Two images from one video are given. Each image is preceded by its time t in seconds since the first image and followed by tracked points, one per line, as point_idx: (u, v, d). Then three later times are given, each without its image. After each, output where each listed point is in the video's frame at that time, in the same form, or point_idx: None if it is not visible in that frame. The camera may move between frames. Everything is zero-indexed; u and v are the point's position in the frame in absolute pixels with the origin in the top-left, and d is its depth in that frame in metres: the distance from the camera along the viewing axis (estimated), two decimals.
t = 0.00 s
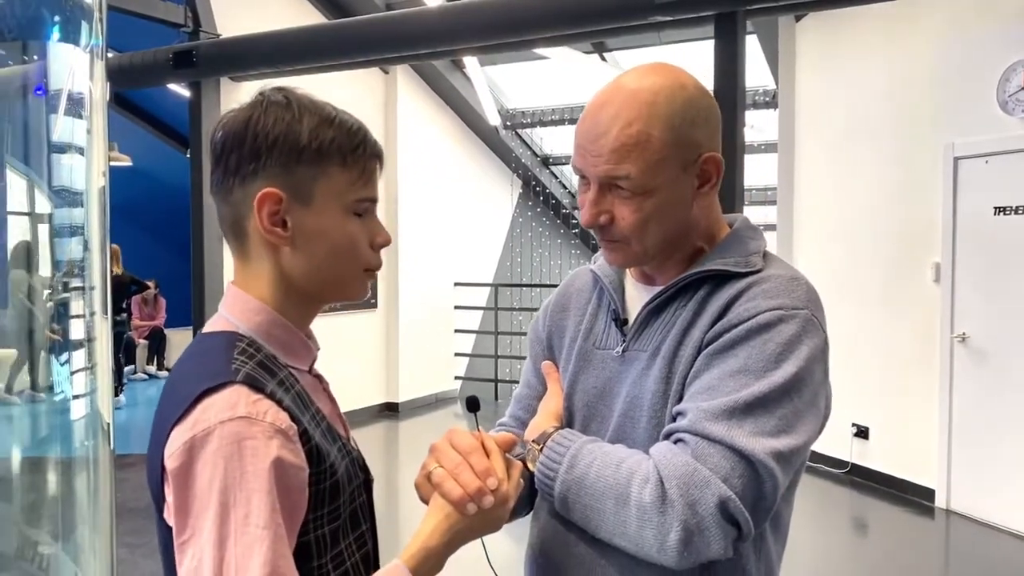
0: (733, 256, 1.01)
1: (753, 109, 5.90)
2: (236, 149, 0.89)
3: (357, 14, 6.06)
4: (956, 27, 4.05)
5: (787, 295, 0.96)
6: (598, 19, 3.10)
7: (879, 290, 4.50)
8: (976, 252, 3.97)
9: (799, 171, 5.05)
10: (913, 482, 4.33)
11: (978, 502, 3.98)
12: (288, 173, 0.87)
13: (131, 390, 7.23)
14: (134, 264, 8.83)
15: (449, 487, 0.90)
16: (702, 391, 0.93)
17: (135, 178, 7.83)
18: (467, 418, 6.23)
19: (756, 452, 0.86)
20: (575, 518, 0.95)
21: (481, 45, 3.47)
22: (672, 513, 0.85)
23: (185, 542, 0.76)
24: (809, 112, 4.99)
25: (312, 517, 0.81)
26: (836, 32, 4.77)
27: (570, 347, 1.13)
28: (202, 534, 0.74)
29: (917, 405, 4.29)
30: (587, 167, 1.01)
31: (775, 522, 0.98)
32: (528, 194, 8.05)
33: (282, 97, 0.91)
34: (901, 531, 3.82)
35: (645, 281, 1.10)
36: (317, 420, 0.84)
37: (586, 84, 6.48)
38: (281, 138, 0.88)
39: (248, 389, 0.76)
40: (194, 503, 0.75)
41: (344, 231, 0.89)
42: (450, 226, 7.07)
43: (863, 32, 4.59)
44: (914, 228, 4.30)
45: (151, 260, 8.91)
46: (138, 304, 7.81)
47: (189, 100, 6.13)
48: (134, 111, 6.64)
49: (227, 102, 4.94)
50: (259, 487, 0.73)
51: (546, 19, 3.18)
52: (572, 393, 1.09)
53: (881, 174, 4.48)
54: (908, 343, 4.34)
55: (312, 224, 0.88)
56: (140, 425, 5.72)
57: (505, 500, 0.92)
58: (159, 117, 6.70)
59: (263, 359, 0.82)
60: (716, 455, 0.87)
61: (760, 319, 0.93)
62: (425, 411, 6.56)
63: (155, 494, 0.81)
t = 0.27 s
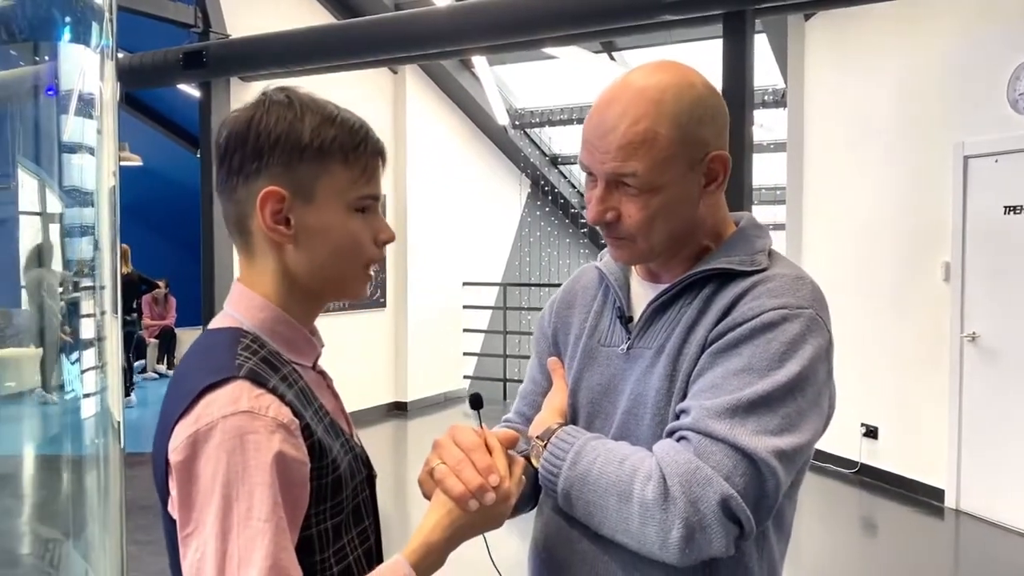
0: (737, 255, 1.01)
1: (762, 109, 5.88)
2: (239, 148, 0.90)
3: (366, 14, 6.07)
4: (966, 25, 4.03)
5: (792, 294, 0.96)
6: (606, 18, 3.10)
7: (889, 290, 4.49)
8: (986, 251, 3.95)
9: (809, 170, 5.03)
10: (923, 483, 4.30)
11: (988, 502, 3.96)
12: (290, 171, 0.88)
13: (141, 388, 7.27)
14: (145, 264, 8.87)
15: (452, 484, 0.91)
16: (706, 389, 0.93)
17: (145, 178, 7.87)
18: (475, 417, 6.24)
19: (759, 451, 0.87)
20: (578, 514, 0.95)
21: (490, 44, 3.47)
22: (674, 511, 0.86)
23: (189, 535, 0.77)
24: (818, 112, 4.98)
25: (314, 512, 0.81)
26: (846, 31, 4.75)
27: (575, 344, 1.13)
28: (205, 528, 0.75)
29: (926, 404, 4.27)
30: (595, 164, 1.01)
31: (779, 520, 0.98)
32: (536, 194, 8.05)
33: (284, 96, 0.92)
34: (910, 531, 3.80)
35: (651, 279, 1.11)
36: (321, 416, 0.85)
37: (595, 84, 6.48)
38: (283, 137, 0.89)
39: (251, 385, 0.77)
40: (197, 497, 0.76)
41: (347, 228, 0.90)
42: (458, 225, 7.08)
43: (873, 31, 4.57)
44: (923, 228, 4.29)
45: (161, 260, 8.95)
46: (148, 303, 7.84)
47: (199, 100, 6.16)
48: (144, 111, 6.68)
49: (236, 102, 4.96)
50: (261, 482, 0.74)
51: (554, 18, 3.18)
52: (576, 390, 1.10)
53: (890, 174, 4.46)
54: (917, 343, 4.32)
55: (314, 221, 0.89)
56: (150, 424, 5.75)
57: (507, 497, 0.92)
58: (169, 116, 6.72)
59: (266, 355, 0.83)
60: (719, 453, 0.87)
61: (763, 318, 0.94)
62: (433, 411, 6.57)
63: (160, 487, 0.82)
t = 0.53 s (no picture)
0: (737, 251, 1.02)
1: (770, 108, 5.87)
2: (238, 145, 0.91)
3: (373, 14, 6.09)
4: (974, 23, 4.01)
5: (791, 290, 0.97)
6: (613, 17, 3.10)
7: (896, 289, 4.47)
8: (994, 250, 3.93)
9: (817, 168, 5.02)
10: (931, 482, 4.29)
11: (995, 503, 3.94)
12: (289, 167, 0.89)
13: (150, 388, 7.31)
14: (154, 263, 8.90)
15: (451, 477, 0.91)
16: (706, 384, 0.94)
17: (154, 178, 7.90)
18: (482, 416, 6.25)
19: (757, 446, 0.87)
20: (577, 509, 0.96)
21: (496, 44, 3.47)
22: (672, 506, 0.86)
23: (189, 530, 0.78)
24: (825, 110, 4.97)
25: (314, 506, 0.82)
26: (853, 29, 4.74)
27: (577, 340, 1.14)
28: (205, 522, 0.76)
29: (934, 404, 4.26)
30: (595, 160, 1.02)
31: (778, 515, 0.99)
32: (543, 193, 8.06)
33: (284, 94, 0.93)
34: (917, 531, 3.79)
35: (652, 276, 1.11)
36: (320, 411, 0.86)
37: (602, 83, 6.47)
38: (281, 134, 0.89)
39: (249, 380, 0.78)
40: (197, 492, 0.77)
41: (344, 225, 0.91)
42: (465, 224, 7.09)
43: (881, 28, 4.56)
44: (930, 227, 4.27)
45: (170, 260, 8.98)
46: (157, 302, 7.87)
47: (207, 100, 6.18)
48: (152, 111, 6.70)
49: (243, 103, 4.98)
50: (260, 476, 0.75)
51: (561, 17, 3.18)
52: (576, 386, 1.10)
53: (897, 172, 4.45)
54: (925, 342, 4.31)
55: (313, 217, 0.90)
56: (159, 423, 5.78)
57: (507, 491, 0.92)
58: (178, 117, 6.75)
59: (265, 352, 0.84)
60: (718, 448, 0.88)
61: (762, 314, 0.94)
62: (440, 410, 6.58)
63: (162, 482, 0.83)
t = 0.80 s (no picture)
0: (734, 248, 1.02)
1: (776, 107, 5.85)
2: (238, 144, 0.91)
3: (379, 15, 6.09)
4: (981, 21, 3.99)
5: (787, 287, 0.97)
6: (618, 16, 3.10)
7: (903, 288, 4.46)
8: (1002, 249, 3.91)
9: (823, 167, 5.01)
10: (938, 482, 4.27)
11: (1003, 503, 3.92)
12: (288, 167, 0.90)
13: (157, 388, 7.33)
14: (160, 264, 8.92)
15: (449, 473, 0.92)
16: (702, 381, 0.94)
17: (160, 178, 7.91)
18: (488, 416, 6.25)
19: (753, 442, 0.87)
20: (575, 506, 0.97)
21: (501, 44, 3.47)
22: (668, 501, 0.87)
23: (189, 525, 0.79)
24: (831, 109, 4.95)
25: (313, 502, 0.83)
26: (860, 27, 4.72)
27: (576, 338, 1.14)
28: (204, 517, 0.77)
29: (941, 403, 4.24)
30: (591, 158, 1.02)
31: (774, 509, 0.99)
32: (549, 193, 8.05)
33: (284, 94, 0.94)
34: (925, 531, 3.77)
35: (650, 274, 1.11)
36: (319, 408, 0.87)
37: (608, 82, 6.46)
38: (281, 134, 0.90)
39: (248, 377, 0.79)
40: (196, 487, 0.77)
41: (342, 225, 0.92)
42: (470, 224, 7.09)
43: (888, 27, 4.54)
44: (936, 226, 4.26)
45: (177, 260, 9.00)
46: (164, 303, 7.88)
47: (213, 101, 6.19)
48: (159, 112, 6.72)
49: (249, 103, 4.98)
50: (258, 472, 0.75)
51: (565, 17, 3.18)
52: (574, 384, 1.11)
53: (904, 171, 4.43)
54: (931, 342, 4.29)
55: (312, 217, 0.90)
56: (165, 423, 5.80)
57: (504, 486, 0.93)
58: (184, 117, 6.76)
59: (264, 349, 0.84)
60: (713, 444, 0.88)
61: (759, 311, 0.94)
62: (446, 410, 6.59)
63: (162, 478, 0.84)
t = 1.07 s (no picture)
0: (730, 245, 1.02)
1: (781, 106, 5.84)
2: (238, 143, 0.92)
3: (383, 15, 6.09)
4: (986, 19, 3.97)
5: (782, 283, 0.97)
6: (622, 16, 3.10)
7: (907, 287, 4.45)
8: (1006, 248, 3.89)
9: (828, 166, 5.00)
10: (944, 481, 4.26)
11: (1008, 502, 3.91)
12: (288, 166, 0.90)
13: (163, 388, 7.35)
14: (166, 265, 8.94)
15: (447, 470, 0.92)
16: (698, 377, 0.94)
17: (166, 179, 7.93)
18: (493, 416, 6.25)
19: (748, 437, 0.88)
20: (574, 503, 0.97)
21: (505, 44, 3.47)
22: (664, 497, 0.87)
23: (188, 522, 0.79)
24: (835, 108, 4.95)
25: (311, 499, 0.83)
26: (865, 26, 4.70)
27: (574, 336, 1.14)
28: (203, 514, 0.77)
29: (946, 403, 4.23)
30: (587, 157, 1.02)
31: (770, 505, 0.99)
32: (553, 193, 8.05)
33: (284, 93, 0.94)
34: (931, 530, 3.76)
35: (647, 271, 1.11)
36: (316, 405, 0.87)
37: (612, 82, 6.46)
38: (280, 133, 0.90)
39: (246, 374, 0.79)
40: (195, 484, 0.78)
41: (341, 223, 0.92)
42: (475, 224, 7.10)
43: (893, 25, 4.52)
44: (940, 225, 4.26)
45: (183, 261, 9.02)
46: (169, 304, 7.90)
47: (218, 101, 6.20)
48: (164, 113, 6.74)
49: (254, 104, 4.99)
50: (256, 468, 0.76)
51: (569, 16, 3.18)
52: (573, 382, 1.11)
53: (908, 170, 4.42)
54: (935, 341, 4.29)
55: (310, 217, 0.91)
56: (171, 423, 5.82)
57: (502, 484, 0.93)
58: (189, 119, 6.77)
59: (262, 347, 0.85)
60: (709, 440, 0.88)
61: (754, 307, 0.94)
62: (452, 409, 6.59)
63: (161, 476, 0.84)
